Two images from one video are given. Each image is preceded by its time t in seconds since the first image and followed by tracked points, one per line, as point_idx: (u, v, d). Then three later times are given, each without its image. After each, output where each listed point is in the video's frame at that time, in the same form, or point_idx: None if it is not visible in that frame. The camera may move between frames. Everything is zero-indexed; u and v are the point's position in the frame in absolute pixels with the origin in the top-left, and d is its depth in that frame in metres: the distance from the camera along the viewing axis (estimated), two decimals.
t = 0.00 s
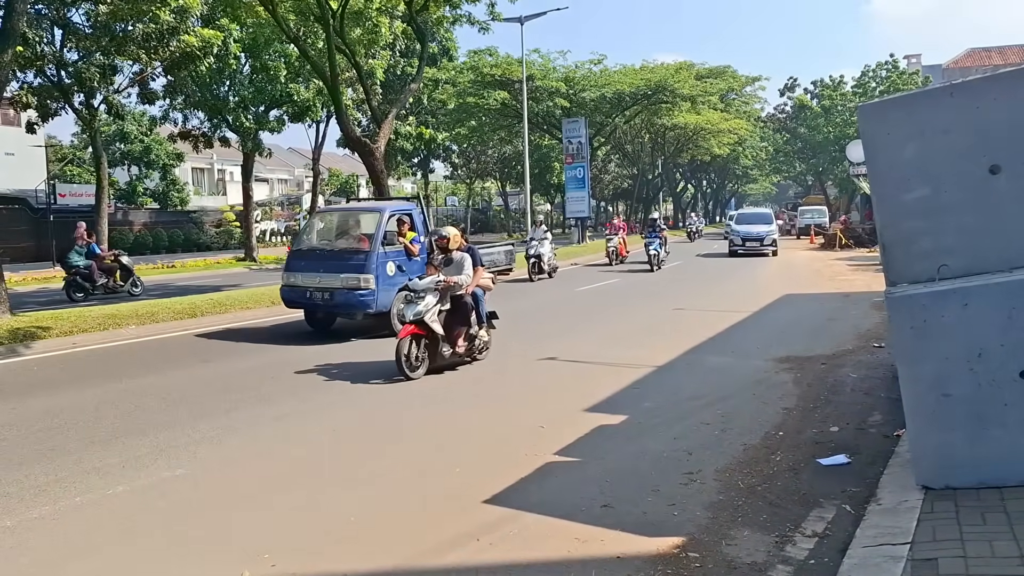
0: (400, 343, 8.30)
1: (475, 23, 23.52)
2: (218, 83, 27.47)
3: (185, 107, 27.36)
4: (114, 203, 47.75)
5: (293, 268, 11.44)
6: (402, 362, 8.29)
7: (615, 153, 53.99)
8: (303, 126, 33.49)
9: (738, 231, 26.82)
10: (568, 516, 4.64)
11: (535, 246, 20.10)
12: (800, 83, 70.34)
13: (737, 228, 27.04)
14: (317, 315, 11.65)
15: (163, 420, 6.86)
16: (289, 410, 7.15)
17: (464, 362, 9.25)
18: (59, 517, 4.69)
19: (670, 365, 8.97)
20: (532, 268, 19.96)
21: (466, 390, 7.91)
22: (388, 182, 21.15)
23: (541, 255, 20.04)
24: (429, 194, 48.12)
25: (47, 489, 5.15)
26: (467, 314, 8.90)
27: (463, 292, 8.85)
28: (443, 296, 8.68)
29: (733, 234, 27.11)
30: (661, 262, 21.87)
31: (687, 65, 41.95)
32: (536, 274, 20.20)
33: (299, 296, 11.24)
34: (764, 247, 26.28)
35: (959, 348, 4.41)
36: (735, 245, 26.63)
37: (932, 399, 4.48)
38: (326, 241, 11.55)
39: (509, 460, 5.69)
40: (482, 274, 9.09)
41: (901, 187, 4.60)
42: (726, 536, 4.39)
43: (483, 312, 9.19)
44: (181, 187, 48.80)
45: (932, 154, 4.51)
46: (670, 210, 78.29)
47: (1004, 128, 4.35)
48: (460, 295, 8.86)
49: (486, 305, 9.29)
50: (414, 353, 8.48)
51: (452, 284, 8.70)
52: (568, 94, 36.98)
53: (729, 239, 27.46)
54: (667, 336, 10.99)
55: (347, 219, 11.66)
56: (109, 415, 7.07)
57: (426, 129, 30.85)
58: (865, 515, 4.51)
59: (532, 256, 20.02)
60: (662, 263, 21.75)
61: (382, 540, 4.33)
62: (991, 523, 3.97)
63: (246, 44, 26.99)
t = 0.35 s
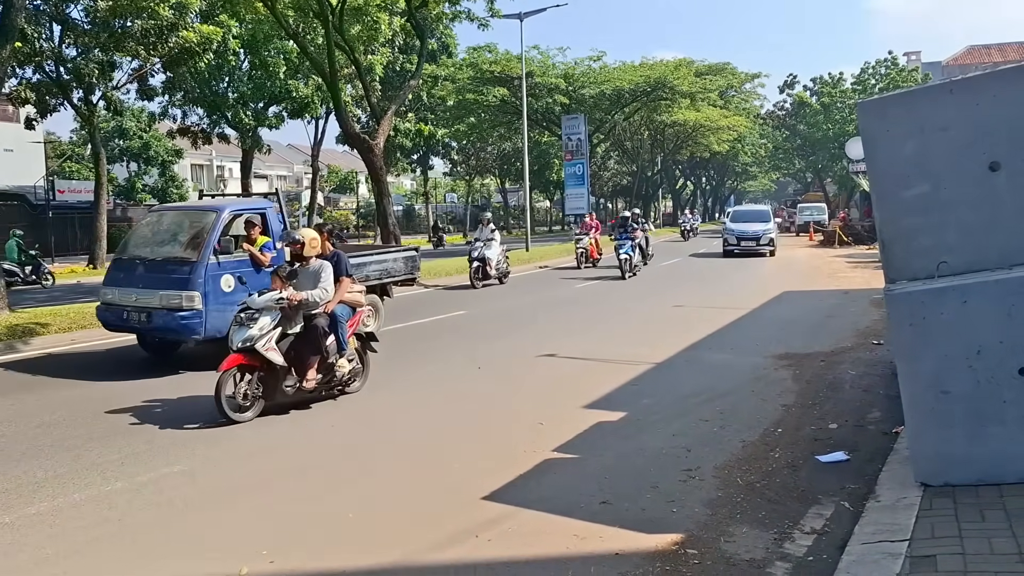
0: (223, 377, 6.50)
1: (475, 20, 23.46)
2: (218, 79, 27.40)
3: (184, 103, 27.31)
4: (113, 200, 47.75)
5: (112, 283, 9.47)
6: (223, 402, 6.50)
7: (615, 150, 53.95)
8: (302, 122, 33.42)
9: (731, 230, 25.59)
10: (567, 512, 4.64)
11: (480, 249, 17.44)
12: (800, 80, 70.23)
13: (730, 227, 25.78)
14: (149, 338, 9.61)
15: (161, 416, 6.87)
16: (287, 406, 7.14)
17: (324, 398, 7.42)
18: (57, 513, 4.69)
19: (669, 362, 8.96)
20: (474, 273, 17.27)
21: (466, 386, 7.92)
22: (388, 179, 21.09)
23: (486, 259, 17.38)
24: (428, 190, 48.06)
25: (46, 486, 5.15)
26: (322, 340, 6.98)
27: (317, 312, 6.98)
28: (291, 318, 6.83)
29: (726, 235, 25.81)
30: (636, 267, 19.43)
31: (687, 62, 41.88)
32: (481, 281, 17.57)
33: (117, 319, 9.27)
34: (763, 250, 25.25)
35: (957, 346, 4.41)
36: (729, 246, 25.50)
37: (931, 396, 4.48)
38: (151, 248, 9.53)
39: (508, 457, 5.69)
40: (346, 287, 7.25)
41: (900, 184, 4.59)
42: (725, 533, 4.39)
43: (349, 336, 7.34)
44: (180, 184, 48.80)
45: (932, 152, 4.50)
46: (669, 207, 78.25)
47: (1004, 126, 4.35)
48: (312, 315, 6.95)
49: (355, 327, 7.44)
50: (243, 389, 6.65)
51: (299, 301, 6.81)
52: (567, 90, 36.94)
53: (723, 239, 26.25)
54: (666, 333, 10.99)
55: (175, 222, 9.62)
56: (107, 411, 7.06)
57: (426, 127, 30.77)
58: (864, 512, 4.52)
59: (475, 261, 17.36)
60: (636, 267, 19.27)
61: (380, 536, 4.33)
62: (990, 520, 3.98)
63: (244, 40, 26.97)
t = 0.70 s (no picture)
0: None
1: (471, 15, 23.40)
2: (213, 74, 27.28)
3: (179, 98, 27.25)
4: (108, 195, 47.72)
5: None
6: None
7: (611, 145, 53.94)
8: (297, 117, 33.35)
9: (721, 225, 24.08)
10: (564, 508, 4.64)
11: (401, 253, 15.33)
12: (796, 75, 70.19)
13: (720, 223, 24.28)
14: None
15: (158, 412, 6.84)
16: (286, 401, 7.15)
17: (92, 455, 5.81)
18: (53, 510, 4.67)
19: (666, 357, 8.97)
20: (389, 279, 15.09)
21: (465, 381, 7.92)
22: (383, 174, 21.04)
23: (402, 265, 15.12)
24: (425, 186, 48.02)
25: (42, 482, 5.13)
26: (65, 383, 5.43)
27: (66, 344, 5.52)
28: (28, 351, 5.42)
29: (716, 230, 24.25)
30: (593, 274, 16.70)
31: (684, 56, 41.87)
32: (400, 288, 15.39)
33: None
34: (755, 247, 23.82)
35: (953, 340, 4.41)
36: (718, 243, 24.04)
37: (928, 390, 4.48)
38: None
39: (505, 452, 5.68)
40: (116, 311, 5.75)
41: (897, 178, 4.59)
42: (721, 527, 4.39)
43: (117, 375, 5.75)
44: (176, 180, 48.78)
45: (929, 145, 4.50)
46: (665, 202, 78.25)
47: (1002, 119, 4.34)
48: (59, 349, 5.51)
49: (133, 363, 5.86)
50: None
51: (33, 330, 5.37)
52: (564, 85, 36.90)
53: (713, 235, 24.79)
54: (663, 327, 10.99)
55: None
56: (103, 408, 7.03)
57: (421, 123, 30.75)
58: (861, 506, 4.52)
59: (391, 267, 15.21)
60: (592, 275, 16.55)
61: (377, 531, 4.33)
62: (986, 513, 3.99)
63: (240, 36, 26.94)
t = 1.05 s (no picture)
0: None
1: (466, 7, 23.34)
2: (207, 67, 27.18)
3: (173, 92, 27.20)
4: (103, 190, 47.63)
5: None
6: None
7: (607, 137, 53.94)
8: (292, 111, 33.26)
9: (708, 220, 22.55)
10: (561, 499, 4.65)
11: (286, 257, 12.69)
12: (792, 66, 70.11)
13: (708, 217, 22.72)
14: None
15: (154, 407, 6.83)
16: (282, 395, 7.15)
17: None
18: (50, 505, 4.66)
19: (663, 349, 8.97)
20: (270, 287, 12.55)
21: (461, 374, 7.91)
22: (379, 167, 20.97)
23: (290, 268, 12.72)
24: (421, 179, 47.97)
25: (38, 477, 5.13)
26: None
27: None
28: None
29: (703, 225, 22.71)
30: (523, 284, 13.57)
31: (679, 48, 41.85)
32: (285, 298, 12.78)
33: None
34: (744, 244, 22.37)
35: (950, 331, 4.42)
36: (705, 238, 22.51)
37: (923, 380, 4.49)
38: None
39: (502, 444, 5.69)
40: None
41: (894, 169, 4.58)
42: (718, 518, 4.41)
43: None
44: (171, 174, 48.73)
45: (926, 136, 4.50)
46: (661, 194, 78.24)
47: (998, 109, 4.34)
48: None
49: None
50: None
51: None
52: (559, 78, 36.83)
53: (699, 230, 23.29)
54: (659, 319, 11.00)
55: None
56: (98, 403, 7.00)
57: (417, 116, 30.74)
58: (857, 497, 4.53)
59: (273, 273, 12.65)
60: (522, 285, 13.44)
61: (374, 524, 4.34)
62: (982, 503, 4.00)
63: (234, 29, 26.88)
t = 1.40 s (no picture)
0: None
1: None
2: (203, 61, 27.08)
3: (169, 85, 27.16)
4: (99, 184, 47.57)
5: None
6: None
7: (604, 129, 53.91)
8: (288, 104, 33.18)
9: (694, 214, 20.59)
10: (560, 491, 4.66)
11: (108, 269, 10.25)
12: (789, 58, 70.04)
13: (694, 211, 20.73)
14: None
15: (152, 401, 6.81)
16: (281, 388, 7.14)
17: None
18: (48, 500, 4.65)
19: (661, 341, 8.96)
20: (88, 310, 10.15)
21: (459, 367, 7.91)
22: (375, 160, 20.91)
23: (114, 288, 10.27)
24: (417, 171, 47.90)
25: (36, 472, 5.12)
26: None
27: None
28: None
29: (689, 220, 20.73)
30: (404, 304, 10.35)
31: (676, 40, 41.78)
32: (111, 320, 10.35)
33: None
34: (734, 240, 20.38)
35: (947, 322, 4.42)
36: (691, 235, 20.65)
37: (921, 370, 4.49)
38: None
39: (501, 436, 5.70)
40: None
41: (890, 159, 4.57)
42: (717, 509, 4.41)
43: None
44: (168, 168, 48.68)
45: (923, 126, 4.49)
46: (658, 186, 78.14)
47: (995, 99, 4.33)
48: None
49: None
50: None
51: None
52: (556, 69, 36.72)
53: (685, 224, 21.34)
54: (657, 311, 11.01)
55: None
56: (96, 397, 6.99)
57: (414, 109, 30.71)
58: (855, 487, 4.54)
59: (92, 292, 10.22)
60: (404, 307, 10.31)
61: (373, 517, 4.33)
62: (979, 493, 4.01)
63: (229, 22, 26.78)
